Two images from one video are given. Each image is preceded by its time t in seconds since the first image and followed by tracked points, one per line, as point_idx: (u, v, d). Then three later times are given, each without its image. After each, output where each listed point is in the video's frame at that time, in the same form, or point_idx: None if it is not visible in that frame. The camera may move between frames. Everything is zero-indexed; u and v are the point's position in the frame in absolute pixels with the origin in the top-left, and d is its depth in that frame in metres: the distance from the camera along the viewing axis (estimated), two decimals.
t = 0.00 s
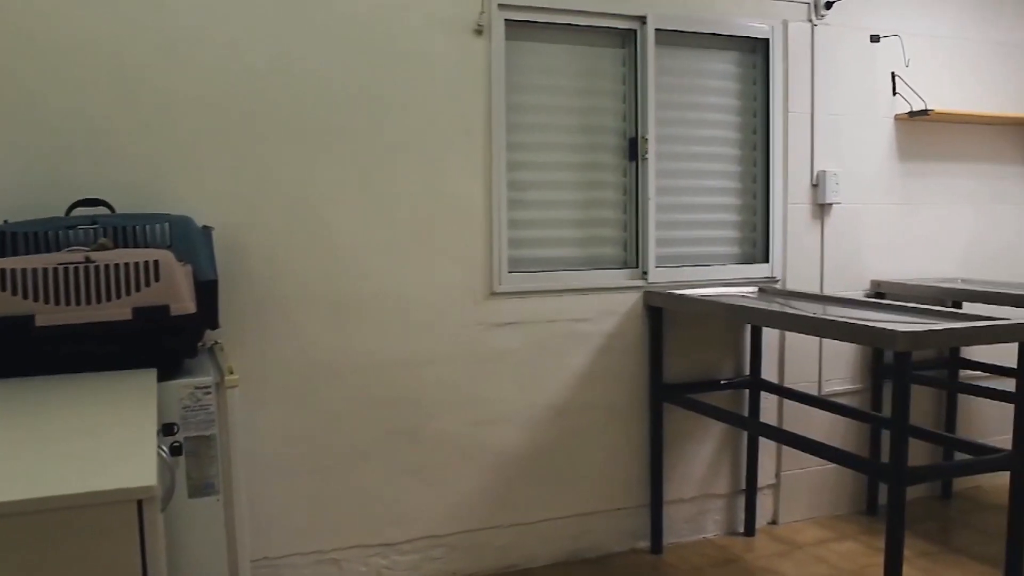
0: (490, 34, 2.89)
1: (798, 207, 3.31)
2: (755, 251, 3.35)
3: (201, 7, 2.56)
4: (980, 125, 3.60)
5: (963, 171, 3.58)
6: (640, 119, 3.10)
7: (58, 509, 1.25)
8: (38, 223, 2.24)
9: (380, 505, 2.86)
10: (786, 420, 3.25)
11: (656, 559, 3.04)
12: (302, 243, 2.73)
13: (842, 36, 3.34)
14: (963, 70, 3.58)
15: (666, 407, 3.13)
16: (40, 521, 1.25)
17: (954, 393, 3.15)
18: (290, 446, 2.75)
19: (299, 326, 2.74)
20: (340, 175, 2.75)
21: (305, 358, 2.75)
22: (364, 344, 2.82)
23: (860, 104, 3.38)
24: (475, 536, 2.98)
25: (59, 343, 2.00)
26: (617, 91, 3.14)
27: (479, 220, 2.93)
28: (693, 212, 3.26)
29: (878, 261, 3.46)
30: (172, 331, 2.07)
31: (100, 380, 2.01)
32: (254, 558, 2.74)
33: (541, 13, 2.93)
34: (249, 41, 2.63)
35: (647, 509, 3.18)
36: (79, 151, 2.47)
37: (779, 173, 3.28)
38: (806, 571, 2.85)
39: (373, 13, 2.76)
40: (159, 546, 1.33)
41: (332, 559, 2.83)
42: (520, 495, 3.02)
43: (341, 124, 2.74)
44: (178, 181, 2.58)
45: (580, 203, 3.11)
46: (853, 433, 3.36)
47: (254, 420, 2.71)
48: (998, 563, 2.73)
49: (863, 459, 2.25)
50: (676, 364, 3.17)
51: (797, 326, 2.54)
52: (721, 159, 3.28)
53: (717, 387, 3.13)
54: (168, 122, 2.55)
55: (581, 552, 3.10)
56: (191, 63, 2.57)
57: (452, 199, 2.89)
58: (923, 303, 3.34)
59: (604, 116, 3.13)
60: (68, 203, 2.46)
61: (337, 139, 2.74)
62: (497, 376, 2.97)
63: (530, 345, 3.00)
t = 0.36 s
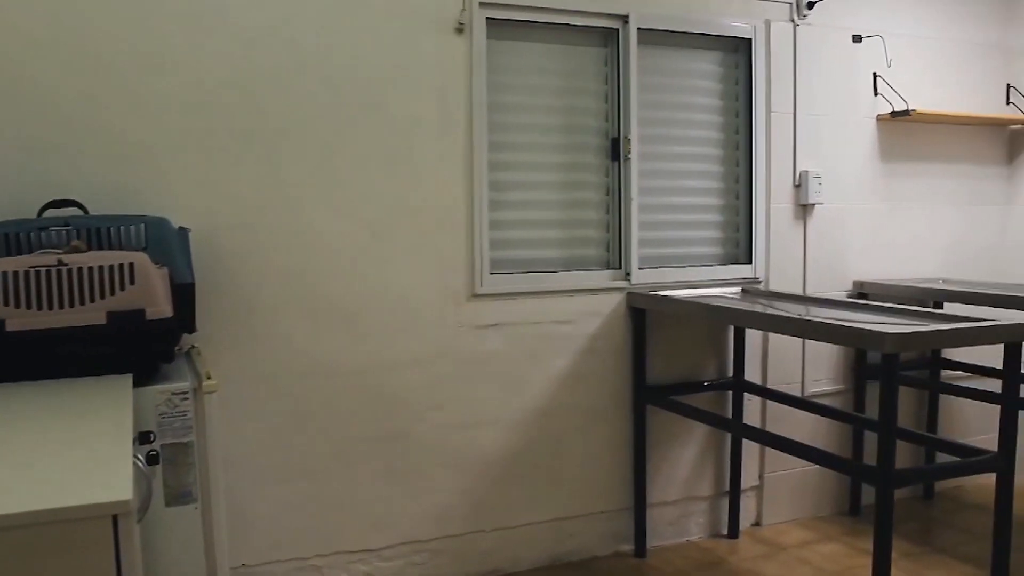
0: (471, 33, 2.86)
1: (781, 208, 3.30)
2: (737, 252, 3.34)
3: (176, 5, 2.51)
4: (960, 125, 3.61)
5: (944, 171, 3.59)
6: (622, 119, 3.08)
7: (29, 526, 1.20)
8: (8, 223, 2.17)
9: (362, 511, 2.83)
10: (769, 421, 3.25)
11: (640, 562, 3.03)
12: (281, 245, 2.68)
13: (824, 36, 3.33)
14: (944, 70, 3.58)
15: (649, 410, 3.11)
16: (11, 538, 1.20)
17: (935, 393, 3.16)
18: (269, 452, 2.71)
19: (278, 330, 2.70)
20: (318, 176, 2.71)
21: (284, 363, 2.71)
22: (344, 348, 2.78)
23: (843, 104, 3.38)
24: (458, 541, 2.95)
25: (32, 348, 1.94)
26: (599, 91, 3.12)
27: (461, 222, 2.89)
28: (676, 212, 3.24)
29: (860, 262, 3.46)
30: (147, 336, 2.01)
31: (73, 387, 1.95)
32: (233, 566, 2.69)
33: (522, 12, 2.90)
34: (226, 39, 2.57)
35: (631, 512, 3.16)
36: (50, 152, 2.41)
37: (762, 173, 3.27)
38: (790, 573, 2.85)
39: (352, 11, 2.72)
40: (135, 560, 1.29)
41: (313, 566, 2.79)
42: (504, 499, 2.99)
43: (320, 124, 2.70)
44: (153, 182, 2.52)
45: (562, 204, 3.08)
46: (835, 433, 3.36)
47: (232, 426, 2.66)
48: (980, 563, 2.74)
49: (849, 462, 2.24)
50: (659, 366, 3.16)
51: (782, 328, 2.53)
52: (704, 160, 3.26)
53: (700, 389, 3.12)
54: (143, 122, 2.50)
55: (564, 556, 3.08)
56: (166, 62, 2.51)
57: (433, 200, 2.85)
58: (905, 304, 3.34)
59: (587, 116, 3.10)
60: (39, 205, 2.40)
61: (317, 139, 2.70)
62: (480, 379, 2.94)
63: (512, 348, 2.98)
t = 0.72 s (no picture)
0: (456, 31, 2.81)
1: (768, 209, 3.28)
2: (724, 253, 3.32)
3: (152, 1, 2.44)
4: (946, 125, 3.60)
5: (930, 172, 3.58)
6: (609, 119, 3.04)
7: None
8: None
9: (347, 518, 2.78)
10: (757, 424, 3.23)
11: (628, 567, 3.00)
12: (262, 248, 2.62)
13: (811, 37, 3.31)
14: (930, 70, 3.57)
15: (637, 413, 3.09)
16: None
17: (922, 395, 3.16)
18: (251, 459, 2.65)
19: (260, 335, 2.64)
20: (300, 177, 2.65)
21: (266, 368, 2.66)
22: (327, 353, 2.73)
23: (829, 105, 3.36)
24: (444, 548, 2.91)
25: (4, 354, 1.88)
26: (585, 91, 3.08)
27: (446, 223, 2.85)
28: (663, 213, 3.21)
29: (847, 263, 3.45)
30: (124, 341, 1.96)
31: (48, 396, 1.89)
32: None
33: (507, 10, 2.86)
34: (204, 36, 2.51)
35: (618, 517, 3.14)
36: (23, 152, 2.34)
37: (749, 174, 3.24)
38: None
39: (335, 9, 2.66)
40: None
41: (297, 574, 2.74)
42: (490, 504, 2.95)
43: (302, 124, 2.64)
44: (130, 184, 2.45)
45: (548, 205, 3.04)
46: (823, 435, 3.35)
47: (213, 433, 2.61)
48: (969, 565, 2.73)
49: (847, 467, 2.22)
50: (646, 369, 3.13)
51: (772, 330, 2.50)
52: (691, 160, 3.24)
53: (688, 392, 3.10)
54: (119, 122, 2.43)
55: (551, 562, 3.05)
56: (143, 60, 2.45)
57: (418, 202, 2.81)
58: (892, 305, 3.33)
59: (573, 116, 3.06)
60: (11, 207, 2.33)
61: (298, 140, 2.64)
62: (465, 383, 2.90)
63: (498, 351, 2.94)
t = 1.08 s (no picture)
0: (439, 28, 2.75)
1: (755, 208, 3.25)
2: (711, 253, 3.29)
3: None
4: (932, 124, 3.59)
5: (916, 171, 3.57)
6: (594, 117, 3.00)
7: None
8: None
9: (329, 524, 2.73)
10: (743, 426, 3.21)
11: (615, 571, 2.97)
12: (241, 250, 2.56)
13: (798, 34, 3.29)
14: (916, 69, 3.56)
15: (624, 416, 3.06)
16: None
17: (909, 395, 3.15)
18: (230, 466, 2.59)
19: (239, 338, 2.58)
20: (279, 177, 2.59)
21: (246, 372, 2.60)
22: (309, 357, 2.67)
23: (816, 104, 3.34)
24: (428, 554, 2.86)
25: None
26: (571, 89, 3.03)
27: (429, 224, 2.80)
28: (649, 213, 3.17)
29: (834, 263, 3.43)
30: (96, 347, 1.90)
31: (19, 404, 1.83)
32: None
33: (492, 7, 2.81)
34: (181, 33, 2.44)
35: (605, 520, 3.10)
36: None
37: (736, 174, 3.21)
38: None
39: (315, 5, 2.60)
40: None
41: None
42: (476, 509, 2.91)
43: (281, 123, 2.58)
44: (105, 184, 2.39)
45: (533, 205, 2.99)
46: (809, 437, 3.34)
47: (191, 440, 2.54)
48: (956, 567, 2.72)
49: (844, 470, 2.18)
50: (633, 371, 3.10)
51: (761, 332, 2.47)
52: (677, 159, 3.20)
53: (674, 394, 3.07)
54: (93, 120, 2.36)
55: (537, 567, 3.01)
56: (117, 56, 2.38)
57: (401, 202, 2.75)
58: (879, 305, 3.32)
59: (558, 115, 3.01)
60: None
61: (278, 139, 2.58)
62: (449, 386, 2.85)
63: (483, 354, 2.89)
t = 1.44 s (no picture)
0: (420, 24, 2.70)
1: (739, 208, 3.23)
2: (694, 253, 3.26)
3: None
4: (915, 124, 3.58)
5: (898, 170, 3.56)
6: (577, 116, 2.96)
7: None
8: None
9: (308, 531, 2.67)
10: (727, 428, 3.19)
11: None
12: (217, 251, 2.49)
13: (782, 32, 3.26)
14: (899, 68, 3.55)
15: (607, 418, 3.02)
16: None
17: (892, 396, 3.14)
18: (206, 473, 2.53)
19: (214, 342, 2.51)
20: (256, 176, 2.53)
21: (222, 377, 2.53)
22: (286, 360, 2.61)
23: (799, 102, 3.32)
24: (410, 560, 2.81)
25: None
26: (553, 87, 2.99)
27: (410, 224, 2.74)
28: (633, 213, 3.14)
29: (817, 263, 3.41)
30: (65, 353, 1.83)
31: None
32: None
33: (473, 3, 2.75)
34: (154, 27, 2.37)
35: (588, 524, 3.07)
36: None
37: (720, 173, 3.18)
38: None
39: None
40: None
41: None
42: (458, 514, 2.87)
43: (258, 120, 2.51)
44: (75, 183, 2.31)
45: (515, 204, 2.95)
46: (793, 438, 3.32)
47: (166, 446, 2.47)
48: (941, 568, 2.71)
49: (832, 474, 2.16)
50: (616, 372, 3.06)
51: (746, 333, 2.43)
52: (661, 158, 3.17)
53: (658, 396, 3.04)
54: (63, 117, 2.28)
55: (520, 572, 2.97)
56: (88, 52, 2.30)
57: (380, 202, 2.70)
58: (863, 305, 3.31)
59: (540, 113, 2.97)
60: None
61: (254, 137, 2.51)
62: (431, 389, 2.80)
63: (464, 356, 2.84)
